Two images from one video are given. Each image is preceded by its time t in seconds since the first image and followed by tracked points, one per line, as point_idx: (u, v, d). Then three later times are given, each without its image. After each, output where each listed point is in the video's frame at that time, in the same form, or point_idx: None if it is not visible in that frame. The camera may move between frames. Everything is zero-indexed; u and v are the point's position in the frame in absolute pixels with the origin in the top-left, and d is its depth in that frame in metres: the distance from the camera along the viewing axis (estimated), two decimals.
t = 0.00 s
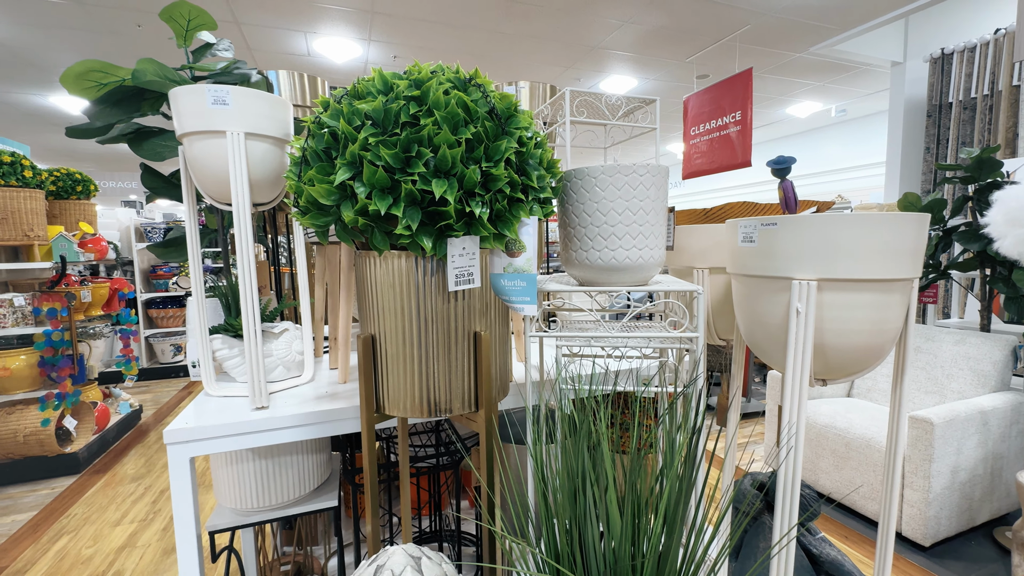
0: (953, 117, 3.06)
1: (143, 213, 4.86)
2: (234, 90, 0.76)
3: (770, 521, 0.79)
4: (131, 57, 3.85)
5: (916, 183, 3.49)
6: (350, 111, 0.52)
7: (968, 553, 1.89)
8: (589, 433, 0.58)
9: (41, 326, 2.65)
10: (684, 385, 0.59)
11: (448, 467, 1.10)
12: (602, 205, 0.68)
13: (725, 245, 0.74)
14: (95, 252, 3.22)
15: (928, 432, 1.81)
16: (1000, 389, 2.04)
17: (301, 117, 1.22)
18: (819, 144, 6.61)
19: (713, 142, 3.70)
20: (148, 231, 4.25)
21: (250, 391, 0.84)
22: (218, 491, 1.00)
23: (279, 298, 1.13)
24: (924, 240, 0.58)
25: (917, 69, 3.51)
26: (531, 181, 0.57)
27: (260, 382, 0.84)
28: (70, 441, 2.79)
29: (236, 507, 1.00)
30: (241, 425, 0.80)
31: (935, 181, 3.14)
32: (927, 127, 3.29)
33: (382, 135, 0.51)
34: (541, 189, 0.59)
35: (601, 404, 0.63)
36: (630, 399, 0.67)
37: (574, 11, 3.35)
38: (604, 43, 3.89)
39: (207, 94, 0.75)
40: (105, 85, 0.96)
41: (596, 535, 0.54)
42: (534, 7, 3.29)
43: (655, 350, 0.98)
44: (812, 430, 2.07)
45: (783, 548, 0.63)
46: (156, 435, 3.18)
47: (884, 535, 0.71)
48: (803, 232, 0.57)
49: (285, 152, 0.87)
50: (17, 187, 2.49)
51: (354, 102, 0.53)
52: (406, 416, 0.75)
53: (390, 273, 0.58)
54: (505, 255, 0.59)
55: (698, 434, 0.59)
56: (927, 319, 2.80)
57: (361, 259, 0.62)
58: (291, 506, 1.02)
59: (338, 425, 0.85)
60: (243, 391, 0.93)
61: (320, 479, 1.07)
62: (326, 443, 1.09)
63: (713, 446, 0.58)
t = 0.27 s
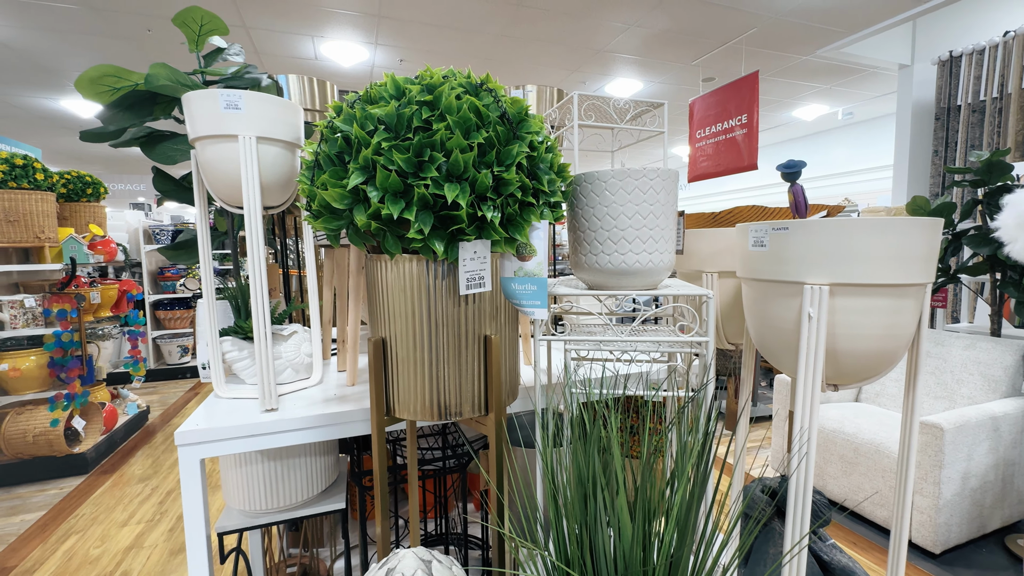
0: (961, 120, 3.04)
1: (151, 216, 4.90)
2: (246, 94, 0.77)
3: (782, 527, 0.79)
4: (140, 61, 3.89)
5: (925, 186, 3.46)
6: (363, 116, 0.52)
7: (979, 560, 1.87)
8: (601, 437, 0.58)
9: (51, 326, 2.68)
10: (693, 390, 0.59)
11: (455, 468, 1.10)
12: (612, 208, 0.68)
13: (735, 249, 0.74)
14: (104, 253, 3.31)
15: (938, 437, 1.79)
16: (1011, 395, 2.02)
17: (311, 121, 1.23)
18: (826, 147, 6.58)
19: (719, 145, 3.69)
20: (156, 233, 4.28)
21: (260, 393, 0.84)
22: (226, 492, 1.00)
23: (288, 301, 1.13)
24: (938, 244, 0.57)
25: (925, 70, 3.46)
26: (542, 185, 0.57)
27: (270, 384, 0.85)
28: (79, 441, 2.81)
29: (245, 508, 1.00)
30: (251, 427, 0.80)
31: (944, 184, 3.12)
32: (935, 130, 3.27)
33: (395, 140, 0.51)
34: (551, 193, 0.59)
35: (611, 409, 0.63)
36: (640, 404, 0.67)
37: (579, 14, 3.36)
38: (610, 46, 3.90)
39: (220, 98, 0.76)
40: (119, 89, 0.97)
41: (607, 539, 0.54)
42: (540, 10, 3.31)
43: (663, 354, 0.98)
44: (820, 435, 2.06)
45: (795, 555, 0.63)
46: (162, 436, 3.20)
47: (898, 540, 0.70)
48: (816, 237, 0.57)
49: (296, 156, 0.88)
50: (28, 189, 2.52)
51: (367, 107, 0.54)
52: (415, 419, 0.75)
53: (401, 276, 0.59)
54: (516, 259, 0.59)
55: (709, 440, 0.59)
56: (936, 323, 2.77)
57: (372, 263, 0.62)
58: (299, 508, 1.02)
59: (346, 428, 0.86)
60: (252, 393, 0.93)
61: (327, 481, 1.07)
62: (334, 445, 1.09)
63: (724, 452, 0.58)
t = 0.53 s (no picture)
0: (972, 122, 3.02)
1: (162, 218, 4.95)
2: (263, 101, 0.78)
3: (794, 533, 0.78)
4: (152, 66, 3.94)
5: (935, 189, 3.44)
6: (381, 124, 0.53)
7: (992, 568, 1.84)
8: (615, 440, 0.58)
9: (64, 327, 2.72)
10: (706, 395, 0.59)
11: (465, 471, 1.11)
12: (624, 214, 0.69)
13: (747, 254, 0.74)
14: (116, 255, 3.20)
15: (950, 443, 1.77)
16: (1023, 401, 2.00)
17: (323, 126, 1.24)
18: (834, 149, 6.54)
19: (726, 148, 3.69)
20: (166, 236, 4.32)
21: (274, 395, 0.86)
22: (239, 493, 1.01)
23: (299, 304, 1.15)
24: (952, 250, 0.57)
25: (935, 73, 3.46)
26: (556, 191, 0.58)
27: (284, 386, 0.86)
28: (90, 442, 2.83)
29: (257, 510, 1.01)
30: (266, 428, 0.81)
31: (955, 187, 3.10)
32: (945, 133, 3.24)
33: (412, 147, 0.52)
34: (565, 200, 0.60)
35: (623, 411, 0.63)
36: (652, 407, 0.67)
37: (587, 18, 3.37)
38: (617, 50, 3.91)
39: (237, 105, 0.77)
40: (137, 95, 0.98)
41: (619, 542, 0.55)
42: (547, 14, 3.32)
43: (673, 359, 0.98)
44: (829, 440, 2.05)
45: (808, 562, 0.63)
46: (171, 437, 3.23)
47: (911, 546, 0.70)
48: (829, 243, 0.57)
49: (310, 161, 0.89)
50: (42, 192, 2.55)
51: (384, 115, 0.54)
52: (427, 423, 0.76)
53: (416, 281, 0.60)
54: (530, 263, 0.60)
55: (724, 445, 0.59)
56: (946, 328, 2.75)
57: (387, 267, 0.63)
58: (310, 509, 1.03)
59: (359, 430, 0.86)
60: (265, 395, 0.94)
61: (338, 483, 1.08)
62: (344, 447, 1.10)
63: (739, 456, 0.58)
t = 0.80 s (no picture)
0: (983, 123, 2.99)
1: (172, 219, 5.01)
2: (280, 107, 0.80)
3: (805, 535, 0.78)
4: (163, 69, 3.99)
5: (945, 191, 3.41)
6: (399, 130, 0.54)
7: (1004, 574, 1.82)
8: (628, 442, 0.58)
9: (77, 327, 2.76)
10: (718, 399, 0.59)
11: (474, 472, 1.11)
12: (635, 218, 0.70)
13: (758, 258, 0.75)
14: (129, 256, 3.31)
15: (961, 447, 1.76)
16: None
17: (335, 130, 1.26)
18: (843, 151, 6.50)
19: (733, 150, 3.68)
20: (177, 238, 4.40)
21: (289, 395, 0.87)
22: (253, 492, 1.02)
23: (312, 305, 1.16)
24: (964, 255, 0.58)
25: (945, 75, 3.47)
26: (570, 196, 0.58)
27: (298, 387, 0.87)
28: (102, 440, 2.87)
29: (271, 508, 1.02)
30: (281, 429, 0.83)
31: (966, 188, 3.09)
32: (956, 134, 3.22)
33: (430, 153, 0.53)
34: (578, 204, 0.61)
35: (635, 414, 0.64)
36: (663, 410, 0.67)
37: (593, 20, 3.38)
38: (624, 52, 3.91)
39: (255, 111, 0.79)
40: (155, 100, 1.01)
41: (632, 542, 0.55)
42: (555, 17, 3.33)
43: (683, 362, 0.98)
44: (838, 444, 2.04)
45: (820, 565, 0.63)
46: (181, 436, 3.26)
47: (923, 550, 0.70)
48: (840, 248, 0.58)
49: (325, 165, 0.90)
50: (57, 195, 2.59)
51: (401, 121, 0.56)
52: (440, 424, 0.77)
53: (431, 284, 0.60)
54: (543, 267, 0.60)
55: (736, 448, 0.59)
56: (957, 330, 2.73)
57: (403, 270, 0.64)
58: (322, 509, 1.04)
59: (371, 431, 0.88)
60: (279, 396, 0.96)
61: (349, 483, 1.09)
62: (356, 447, 1.11)
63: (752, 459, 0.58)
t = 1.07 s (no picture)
0: (993, 123, 2.97)
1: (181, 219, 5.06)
2: (295, 108, 0.80)
3: (818, 536, 0.78)
4: (172, 70, 4.03)
5: (955, 191, 3.39)
6: (416, 132, 0.55)
7: None
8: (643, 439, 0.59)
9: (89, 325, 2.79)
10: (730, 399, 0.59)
11: (484, 471, 1.12)
12: (647, 219, 0.70)
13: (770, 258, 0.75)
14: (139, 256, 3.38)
15: (971, 449, 1.75)
16: None
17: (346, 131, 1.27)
18: (851, 150, 6.46)
19: (740, 149, 3.66)
20: (186, 236, 4.39)
21: (303, 393, 0.88)
22: (268, 488, 1.04)
23: (324, 304, 1.17)
24: (977, 257, 0.58)
25: (955, 73, 3.43)
26: (584, 197, 0.59)
27: (312, 385, 0.88)
28: (113, 437, 2.90)
29: (285, 504, 1.03)
30: (295, 426, 0.84)
31: (976, 189, 3.06)
32: (966, 134, 3.20)
33: (446, 155, 0.54)
34: (592, 205, 0.61)
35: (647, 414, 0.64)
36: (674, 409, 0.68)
37: (600, 20, 3.38)
38: (630, 52, 3.91)
39: (271, 112, 0.80)
40: (171, 102, 1.03)
41: (644, 539, 0.56)
42: (562, 17, 3.34)
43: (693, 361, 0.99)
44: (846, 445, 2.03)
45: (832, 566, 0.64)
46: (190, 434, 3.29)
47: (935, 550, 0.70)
48: (854, 249, 0.58)
49: (338, 165, 0.91)
50: (70, 194, 2.62)
51: (418, 123, 0.56)
52: (452, 422, 0.78)
53: (445, 283, 0.61)
54: (558, 267, 0.62)
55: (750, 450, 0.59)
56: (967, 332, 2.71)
57: (417, 270, 0.65)
58: (335, 505, 1.05)
59: (384, 428, 0.89)
60: (293, 393, 0.97)
61: (361, 480, 1.10)
62: (367, 445, 1.12)
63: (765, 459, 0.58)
